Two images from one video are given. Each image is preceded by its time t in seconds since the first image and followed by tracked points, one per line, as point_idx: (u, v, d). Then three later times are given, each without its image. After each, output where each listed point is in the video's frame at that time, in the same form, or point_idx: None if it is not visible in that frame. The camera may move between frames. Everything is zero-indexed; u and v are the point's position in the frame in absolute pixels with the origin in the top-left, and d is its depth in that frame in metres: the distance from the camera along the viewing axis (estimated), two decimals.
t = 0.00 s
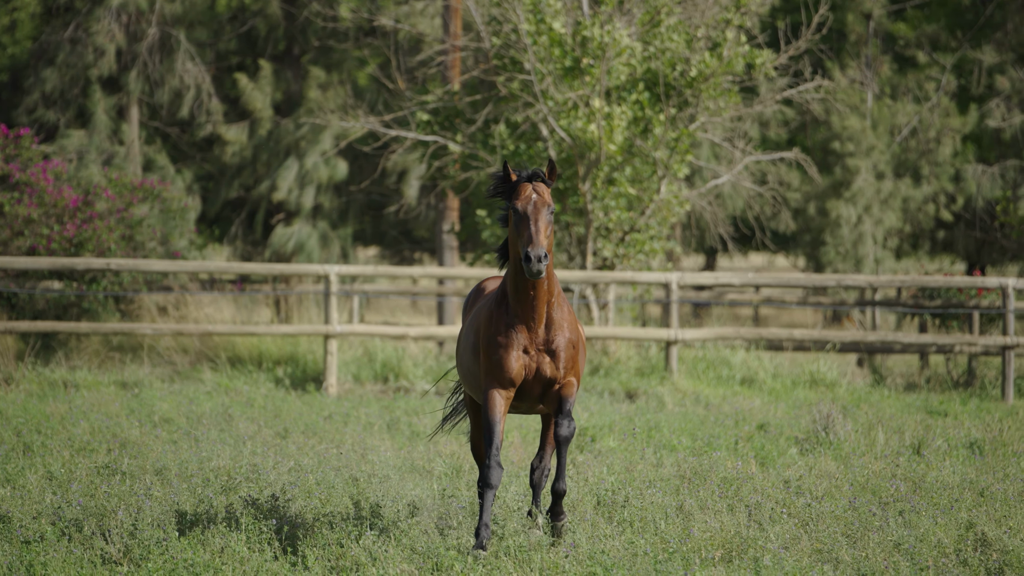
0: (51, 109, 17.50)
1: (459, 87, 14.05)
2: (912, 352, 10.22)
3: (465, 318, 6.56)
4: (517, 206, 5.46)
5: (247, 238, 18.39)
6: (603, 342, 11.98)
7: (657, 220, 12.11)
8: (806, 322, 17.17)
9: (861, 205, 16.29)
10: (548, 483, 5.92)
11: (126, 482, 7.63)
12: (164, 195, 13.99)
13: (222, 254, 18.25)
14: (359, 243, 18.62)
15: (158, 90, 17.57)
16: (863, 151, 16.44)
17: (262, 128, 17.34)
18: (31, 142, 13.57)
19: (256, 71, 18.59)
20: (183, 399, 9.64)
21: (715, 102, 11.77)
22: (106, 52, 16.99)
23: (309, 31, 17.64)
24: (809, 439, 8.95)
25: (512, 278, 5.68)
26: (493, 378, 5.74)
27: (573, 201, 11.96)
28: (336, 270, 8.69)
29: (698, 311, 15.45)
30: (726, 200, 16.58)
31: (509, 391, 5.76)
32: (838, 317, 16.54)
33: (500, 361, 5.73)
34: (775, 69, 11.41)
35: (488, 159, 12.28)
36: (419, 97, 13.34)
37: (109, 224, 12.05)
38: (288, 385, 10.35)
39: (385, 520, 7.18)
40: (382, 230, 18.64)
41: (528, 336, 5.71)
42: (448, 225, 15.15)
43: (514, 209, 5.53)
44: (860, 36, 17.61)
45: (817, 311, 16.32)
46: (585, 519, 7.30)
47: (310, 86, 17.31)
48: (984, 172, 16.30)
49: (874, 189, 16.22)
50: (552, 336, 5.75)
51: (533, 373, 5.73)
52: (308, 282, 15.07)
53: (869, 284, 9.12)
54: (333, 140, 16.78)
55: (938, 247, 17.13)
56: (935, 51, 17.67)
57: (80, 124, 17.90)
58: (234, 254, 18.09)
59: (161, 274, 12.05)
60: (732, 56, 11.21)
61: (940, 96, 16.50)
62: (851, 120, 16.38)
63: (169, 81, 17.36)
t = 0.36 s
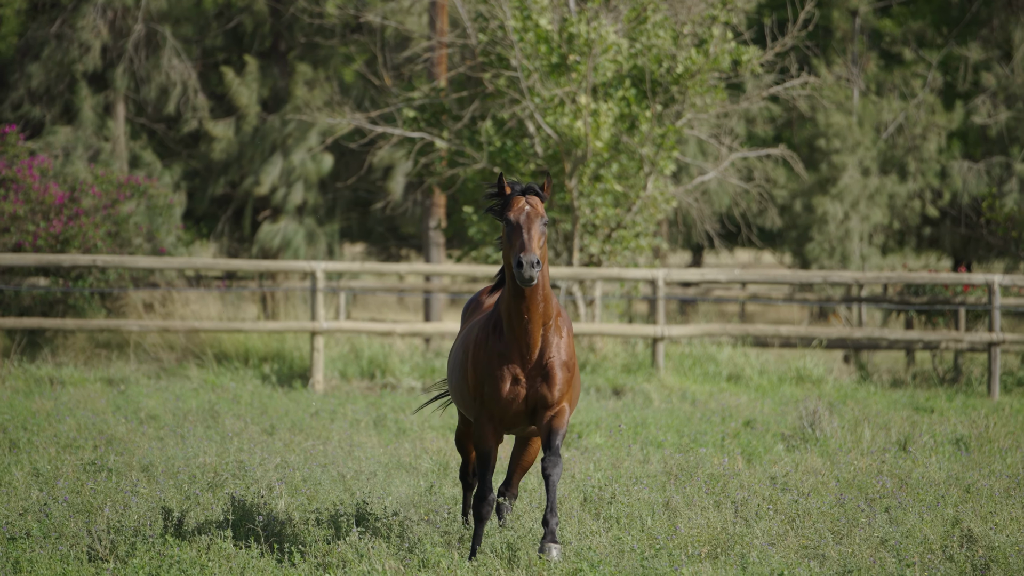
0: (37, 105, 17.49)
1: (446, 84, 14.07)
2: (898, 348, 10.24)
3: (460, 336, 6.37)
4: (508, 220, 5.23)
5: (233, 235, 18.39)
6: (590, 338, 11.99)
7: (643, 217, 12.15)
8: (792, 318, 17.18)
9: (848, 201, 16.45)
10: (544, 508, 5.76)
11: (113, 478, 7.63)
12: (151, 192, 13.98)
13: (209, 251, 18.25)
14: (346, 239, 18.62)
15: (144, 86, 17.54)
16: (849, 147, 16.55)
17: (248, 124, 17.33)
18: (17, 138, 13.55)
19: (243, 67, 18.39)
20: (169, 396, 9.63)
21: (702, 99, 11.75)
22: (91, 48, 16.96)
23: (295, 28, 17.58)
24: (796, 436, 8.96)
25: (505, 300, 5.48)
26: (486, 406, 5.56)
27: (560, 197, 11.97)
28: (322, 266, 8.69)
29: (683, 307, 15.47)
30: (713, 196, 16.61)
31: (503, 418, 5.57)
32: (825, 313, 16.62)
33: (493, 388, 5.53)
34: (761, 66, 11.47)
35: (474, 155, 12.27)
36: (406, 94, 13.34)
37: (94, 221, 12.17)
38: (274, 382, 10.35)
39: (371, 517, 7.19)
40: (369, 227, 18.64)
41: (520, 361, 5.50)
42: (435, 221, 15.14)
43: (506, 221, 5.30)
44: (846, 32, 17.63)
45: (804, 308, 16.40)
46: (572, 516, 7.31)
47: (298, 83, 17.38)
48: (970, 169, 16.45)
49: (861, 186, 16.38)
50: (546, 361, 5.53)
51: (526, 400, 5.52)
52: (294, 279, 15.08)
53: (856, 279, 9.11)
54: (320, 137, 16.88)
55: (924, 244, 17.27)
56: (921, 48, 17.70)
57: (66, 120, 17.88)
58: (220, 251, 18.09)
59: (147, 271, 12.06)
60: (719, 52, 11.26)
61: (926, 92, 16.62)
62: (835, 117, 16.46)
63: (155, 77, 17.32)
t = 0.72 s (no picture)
0: (24, 101, 17.46)
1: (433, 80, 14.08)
2: (886, 344, 10.26)
3: (466, 329, 6.24)
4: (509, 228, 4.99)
5: (221, 231, 18.38)
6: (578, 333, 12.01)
7: (631, 213, 12.16)
8: (780, 314, 17.18)
9: (836, 196, 16.49)
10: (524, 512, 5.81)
11: (101, 474, 7.62)
12: (138, 188, 13.98)
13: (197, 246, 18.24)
14: (334, 235, 18.60)
15: (132, 82, 17.49)
16: (837, 143, 16.58)
17: (236, 120, 17.30)
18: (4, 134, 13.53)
19: (230, 62, 18.21)
20: (157, 392, 9.62)
21: (690, 95, 11.82)
22: (79, 44, 16.93)
23: (283, 23, 17.54)
24: (783, 431, 8.97)
25: (508, 306, 5.29)
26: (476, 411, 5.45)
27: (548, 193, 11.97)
28: (310, 262, 8.68)
29: (672, 303, 15.49)
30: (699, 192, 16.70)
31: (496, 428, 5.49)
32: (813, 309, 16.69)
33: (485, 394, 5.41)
34: (749, 62, 11.51)
35: (462, 151, 12.27)
36: (393, 90, 13.34)
37: (83, 217, 12.25)
38: (262, 377, 10.36)
39: (360, 513, 7.18)
40: (357, 223, 18.64)
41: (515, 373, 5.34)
42: (423, 217, 15.13)
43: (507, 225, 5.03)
44: (834, 28, 17.60)
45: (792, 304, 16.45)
46: (560, 512, 7.32)
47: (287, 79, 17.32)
48: (958, 164, 16.58)
49: (848, 182, 16.44)
50: (542, 376, 5.35)
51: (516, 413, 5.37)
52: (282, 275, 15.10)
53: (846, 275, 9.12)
54: (308, 133, 16.85)
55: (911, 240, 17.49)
56: (909, 43, 17.70)
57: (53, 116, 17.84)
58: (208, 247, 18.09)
59: (134, 267, 12.09)
60: (706, 48, 11.29)
61: (913, 88, 16.60)
62: (823, 113, 16.47)
63: (142, 73, 17.28)
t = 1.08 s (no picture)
0: (13, 96, 17.43)
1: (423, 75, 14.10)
2: (876, 339, 10.28)
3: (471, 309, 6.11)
4: (524, 217, 4.90)
5: (211, 225, 18.36)
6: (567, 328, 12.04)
7: (621, 207, 11.97)
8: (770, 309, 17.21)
9: (825, 191, 16.55)
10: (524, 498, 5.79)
11: (90, 469, 7.61)
12: (128, 182, 13.99)
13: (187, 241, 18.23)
14: (324, 230, 18.60)
15: (121, 77, 17.45)
16: (827, 137, 16.62)
17: (226, 114, 17.29)
18: None
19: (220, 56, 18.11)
20: (147, 387, 9.63)
21: (680, 90, 11.83)
22: (70, 39, 16.90)
23: (273, 18, 17.53)
24: (773, 426, 8.98)
25: (517, 295, 5.17)
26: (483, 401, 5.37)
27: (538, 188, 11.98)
28: (300, 257, 8.68)
29: (663, 298, 15.52)
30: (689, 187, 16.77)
31: (500, 416, 5.41)
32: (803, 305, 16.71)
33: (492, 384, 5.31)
34: (739, 57, 11.56)
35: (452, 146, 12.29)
36: (384, 85, 13.34)
37: (72, 212, 12.26)
38: (253, 372, 10.37)
39: (350, 507, 7.18)
40: (347, 218, 18.64)
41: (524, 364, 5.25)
42: (413, 212, 15.16)
43: (521, 213, 4.95)
44: (823, 23, 17.60)
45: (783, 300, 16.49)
46: (550, 507, 7.34)
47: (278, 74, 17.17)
48: (948, 159, 16.74)
49: (837, 177, 16.51)
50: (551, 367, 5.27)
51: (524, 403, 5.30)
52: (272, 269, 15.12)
53: (836, 270, 9.12)
54: (299, 128, 16.84)
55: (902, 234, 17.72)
56: (899, 38, 17.75)
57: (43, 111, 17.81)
58: (198, 242, 18.06)
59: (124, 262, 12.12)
60: (696, 43, 11.31)
61: (903, 83, 16.69)
62: (813, 107, 16.49)
63: (132, 67, 17.23)
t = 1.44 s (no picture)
0: (3, 90, 17.38)
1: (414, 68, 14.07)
2: (868, 332, 10.30)
3: (483, 284, 6.12)
4: (539, 188, 4.93)
5: (202, 219, 18.34)
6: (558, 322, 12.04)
7: (612, 202, 12.06)
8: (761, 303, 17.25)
9: (815, 184, 16.62)
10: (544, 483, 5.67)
11: (81, 464, 7.61)
12: (119, 177, 13.99)
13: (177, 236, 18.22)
14: (314, 225, 18.58)
15: (112, 71, 17.39)
16: (818, 131, 16.69)
17: (218, 109, 17.25)
18: None
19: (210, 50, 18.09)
20: (138, 381, 9.63)
21: (671, 84, 11.83)
22: (62, 34, 16.86)
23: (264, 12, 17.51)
24: (764, 420, 8.99)
25: (531, 266, 5.19)
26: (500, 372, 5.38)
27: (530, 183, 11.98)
28: (291, 252, 8.67)
29: (654, 292, 15.54)
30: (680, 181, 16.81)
31: (517, 386, 5.38)
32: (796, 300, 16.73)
33: (508, 355, 5.31)
34: (729, 51, 11.61)
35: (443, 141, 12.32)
36: (375, 79, 13.33)
37: (63, 206, 12.25)
38: (243, 366, 10.38)
39: (341, 502, 7.17)
40: (338, 213, 18.64)
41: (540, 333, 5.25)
42: (405, 207, 15.19)
43: (535, 189, 4.98)
44: (815, 17, 17.58)
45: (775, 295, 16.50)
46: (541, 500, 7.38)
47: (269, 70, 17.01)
48: (938, 154, 16.93)
49: (827, 171, 16.58)
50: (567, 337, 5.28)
51: (542, 374, 5.29)
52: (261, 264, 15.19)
53: (826, 264, 9.13)
54: (290, 123, 16.82)
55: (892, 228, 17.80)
56: (889, 33, 17.81)
57: (33, 105, 17.76)
58: (189, 236, 18.04)
59: (115, 256, 12.12)
60: (687, 38, 11.36)
61: (894, 78, 16.79)
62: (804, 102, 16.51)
63: (123, 61, 17.17)
